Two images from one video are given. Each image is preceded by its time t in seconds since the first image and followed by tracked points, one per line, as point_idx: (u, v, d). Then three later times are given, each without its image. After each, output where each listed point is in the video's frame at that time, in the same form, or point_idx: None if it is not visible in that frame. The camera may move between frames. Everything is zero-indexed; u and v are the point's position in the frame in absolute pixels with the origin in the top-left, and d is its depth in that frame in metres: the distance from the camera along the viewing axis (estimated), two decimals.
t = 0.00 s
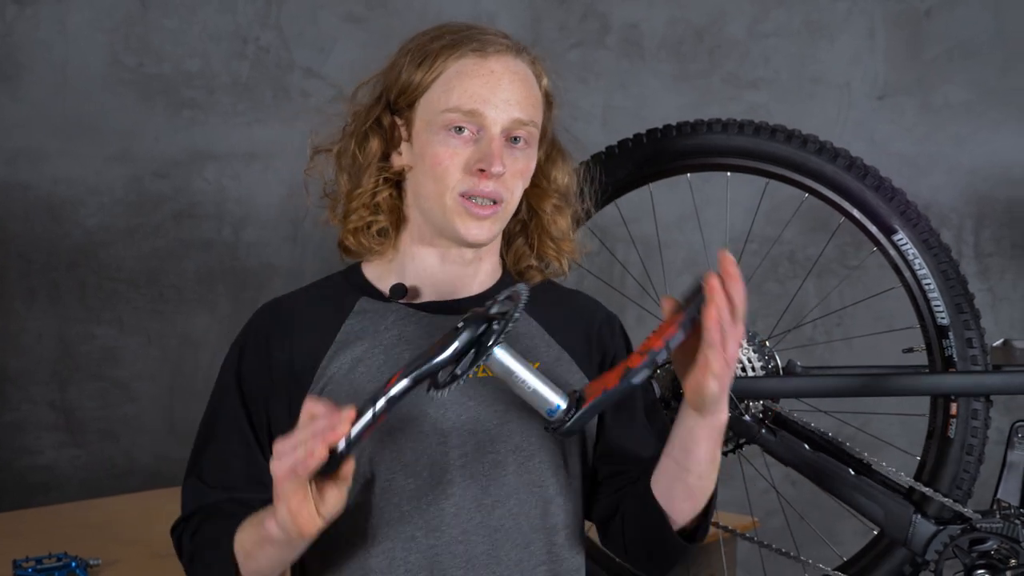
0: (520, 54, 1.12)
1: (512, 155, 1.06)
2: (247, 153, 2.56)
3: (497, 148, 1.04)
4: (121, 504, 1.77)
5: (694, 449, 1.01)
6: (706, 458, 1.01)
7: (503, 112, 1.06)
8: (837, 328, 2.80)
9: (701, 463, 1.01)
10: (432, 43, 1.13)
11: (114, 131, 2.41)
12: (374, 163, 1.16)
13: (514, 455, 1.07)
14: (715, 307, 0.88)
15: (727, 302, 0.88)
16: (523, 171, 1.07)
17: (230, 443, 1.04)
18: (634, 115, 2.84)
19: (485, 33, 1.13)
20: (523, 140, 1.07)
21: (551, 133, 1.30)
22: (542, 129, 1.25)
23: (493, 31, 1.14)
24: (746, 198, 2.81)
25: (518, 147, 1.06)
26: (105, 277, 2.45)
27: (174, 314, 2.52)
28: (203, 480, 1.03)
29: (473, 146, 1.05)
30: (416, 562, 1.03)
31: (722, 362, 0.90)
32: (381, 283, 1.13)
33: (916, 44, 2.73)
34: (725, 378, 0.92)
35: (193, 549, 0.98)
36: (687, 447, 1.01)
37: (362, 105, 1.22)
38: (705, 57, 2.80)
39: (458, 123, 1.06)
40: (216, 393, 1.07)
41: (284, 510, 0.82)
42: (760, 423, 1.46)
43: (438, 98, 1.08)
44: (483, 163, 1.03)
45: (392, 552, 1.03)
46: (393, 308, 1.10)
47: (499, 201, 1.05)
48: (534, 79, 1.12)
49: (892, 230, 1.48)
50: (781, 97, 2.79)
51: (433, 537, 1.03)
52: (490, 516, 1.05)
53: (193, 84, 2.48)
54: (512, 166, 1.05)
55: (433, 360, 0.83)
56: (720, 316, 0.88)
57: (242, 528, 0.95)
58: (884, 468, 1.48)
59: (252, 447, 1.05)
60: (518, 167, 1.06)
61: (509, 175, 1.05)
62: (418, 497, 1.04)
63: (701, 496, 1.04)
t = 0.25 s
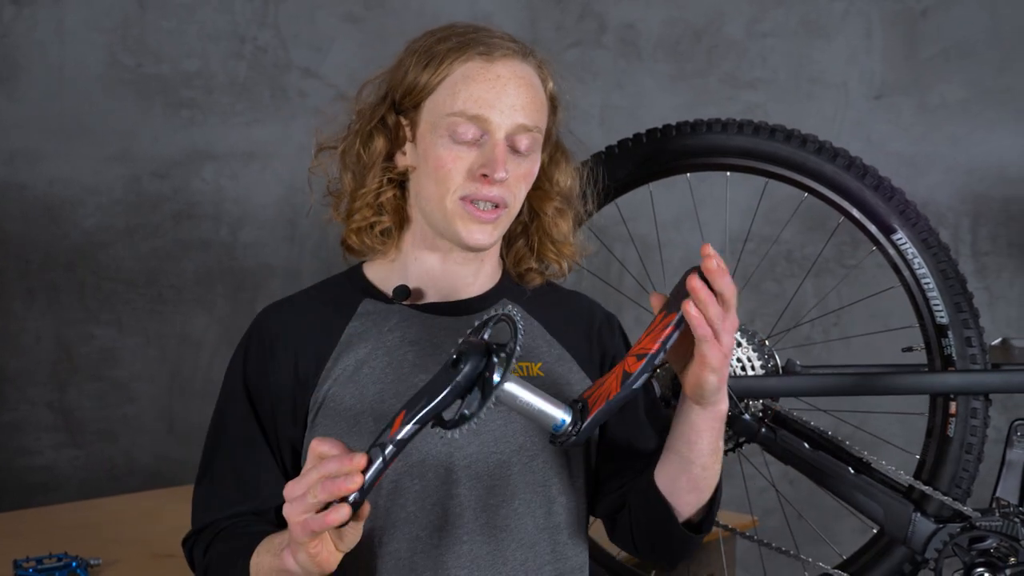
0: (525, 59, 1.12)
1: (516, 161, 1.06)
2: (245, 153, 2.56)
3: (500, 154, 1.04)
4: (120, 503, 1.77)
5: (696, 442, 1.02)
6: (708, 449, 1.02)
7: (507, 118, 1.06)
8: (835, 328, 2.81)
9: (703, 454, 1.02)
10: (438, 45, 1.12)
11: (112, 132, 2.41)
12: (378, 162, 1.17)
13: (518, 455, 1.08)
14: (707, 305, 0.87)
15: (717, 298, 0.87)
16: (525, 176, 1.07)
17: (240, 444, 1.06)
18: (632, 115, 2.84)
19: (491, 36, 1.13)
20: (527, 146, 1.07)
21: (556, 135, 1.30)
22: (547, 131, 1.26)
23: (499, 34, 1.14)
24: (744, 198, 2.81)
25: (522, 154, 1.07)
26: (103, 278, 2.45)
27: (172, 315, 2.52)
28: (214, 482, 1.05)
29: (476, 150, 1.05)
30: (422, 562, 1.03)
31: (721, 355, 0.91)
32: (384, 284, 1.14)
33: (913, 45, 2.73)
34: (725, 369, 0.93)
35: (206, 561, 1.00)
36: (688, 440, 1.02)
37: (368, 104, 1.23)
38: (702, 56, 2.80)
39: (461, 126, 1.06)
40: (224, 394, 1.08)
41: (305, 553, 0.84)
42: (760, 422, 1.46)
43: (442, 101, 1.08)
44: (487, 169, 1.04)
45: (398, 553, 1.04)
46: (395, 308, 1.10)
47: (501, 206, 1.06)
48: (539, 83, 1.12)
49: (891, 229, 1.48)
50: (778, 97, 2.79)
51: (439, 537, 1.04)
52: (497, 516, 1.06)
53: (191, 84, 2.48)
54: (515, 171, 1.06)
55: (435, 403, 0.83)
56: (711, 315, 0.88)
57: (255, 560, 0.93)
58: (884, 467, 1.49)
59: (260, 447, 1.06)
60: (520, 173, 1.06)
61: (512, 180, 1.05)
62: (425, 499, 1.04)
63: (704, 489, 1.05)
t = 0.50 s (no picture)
0: (529, 60, 1.12)
1: (518, 161, 1.06)
2: (243, 153, 2.55)
3: (503, 153, 1.04)
4: (120, 503, 1.77)
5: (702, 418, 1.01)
6: (715, 424, 1.01)
7: (510, 118, 1.06)
8: (833, 328, 2.82)
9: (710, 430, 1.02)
10: (444, 45, 1.12)
11: (110, 132, 2.41)
12: (383, 160, 1.18)
13: (517, 452, 1.09)
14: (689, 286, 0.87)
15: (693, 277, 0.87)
16: (528, 177, 1.07)
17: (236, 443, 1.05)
18: (629, 115, 2.82)
19: (497, 37, 1.13)
20: (530, 146, 1.07)
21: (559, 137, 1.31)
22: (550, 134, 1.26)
23: (504, 36, 1.14)
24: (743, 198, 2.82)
25: (524, 154, 1.07)
26: (102, 278, 2.44)
27: (171, 315, 2.52)
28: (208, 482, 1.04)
29: (479, 150, 1.05)
30: (421, 557, 1.06)
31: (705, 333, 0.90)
32: (387, 279, 1.14)
33: (910, 45, 2.74)
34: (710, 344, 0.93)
35: (201, 558, 1.00)
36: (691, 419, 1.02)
37: (374, 102, 1.24)
38: (700, 57, 2.80)
39: (464, 126, 1.06)
40: (220, 389, 1.07)
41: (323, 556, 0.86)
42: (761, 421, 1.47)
43: (446, 101, 1.08)
44: (489, 168, 1.04)
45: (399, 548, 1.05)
46: (398, 305, 1.11)
47: (503, 206, 1.06)
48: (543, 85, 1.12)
49: (891, 229, 1.49)
50: (776, 97, 2.79)
51: (440, 532, 1.06)
52: (495, 512, 1.07)
53: (190, 84, 2.48)
54: (517, 171, 1.06)
55: (424, 453, 0.77)
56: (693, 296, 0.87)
57: (266, 542, 0.95)
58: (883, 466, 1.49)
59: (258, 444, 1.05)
60: (523, 174, 1.07)
61: (514, 180, 1.06)
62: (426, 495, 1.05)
63: (716, 462, 1.05)
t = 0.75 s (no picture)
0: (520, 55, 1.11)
1: (512, 153, 1.04)
2: (242, 153, 2.55)
3: (494, 147, 1.03)
4: (118, 503, 1.77)
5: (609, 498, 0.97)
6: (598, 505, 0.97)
7: (500, 110, 1.05)
8: (832, 328, 2.81)
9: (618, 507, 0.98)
10: (432, 46, 1.14)
11: (109, 132, 2.41)
12: (378, 165, 1.21)
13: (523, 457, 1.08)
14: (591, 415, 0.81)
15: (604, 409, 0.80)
16: (525, 170, 1.05)
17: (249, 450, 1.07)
18: (630, 114, 2.85)
19: (489, 35, 1.13)
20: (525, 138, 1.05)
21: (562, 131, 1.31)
22: (549, 128, 1.26)
23: (495, 34, 1.15)
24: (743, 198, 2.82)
25: (519, 146, 1.04)
26: (100, 278, 2.44)
27: (170, 315, 2.52)
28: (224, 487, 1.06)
29: (471, 145, 1.04)
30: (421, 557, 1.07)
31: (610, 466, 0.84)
32: (388, 283, 1.13)
33: (910, 45, 2.74)
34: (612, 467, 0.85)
35: (228, 565, 1.02)
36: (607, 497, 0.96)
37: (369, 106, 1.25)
38: (699, 57, 2.81)
39: (456, 122, 1.06)
40: (230, 398, 1.08)
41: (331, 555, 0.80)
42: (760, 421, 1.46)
43: (437, 100, 1.09)
44: (480, 163, 1.03)
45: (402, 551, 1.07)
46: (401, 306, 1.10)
47: (499, 200, 1.04)
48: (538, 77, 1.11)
49: (891, 229, 1.49)
50: (775, 97, 2.80)
51: (439, 535, 1.07)
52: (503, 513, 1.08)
53: (189, 84, 2.48)
54: (512, 164, 1.04)
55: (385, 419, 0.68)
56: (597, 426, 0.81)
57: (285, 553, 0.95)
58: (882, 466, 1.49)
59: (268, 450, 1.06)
60: (519, 166, 1.04)
61: (509, 173, 1.03)
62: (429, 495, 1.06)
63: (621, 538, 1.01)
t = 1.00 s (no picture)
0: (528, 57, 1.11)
1: (518, 158, 1.04)
2: (241, 153, 2.55)
3: (500, 151, 1.03)
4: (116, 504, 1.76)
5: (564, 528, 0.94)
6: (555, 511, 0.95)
7: (507, 114, 1.05)
8: (831, 328, 2.82)
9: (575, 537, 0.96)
10: (441, 45, 1.13)
11: (108, 132, 2.40)
12: (384, 162, 1.20)
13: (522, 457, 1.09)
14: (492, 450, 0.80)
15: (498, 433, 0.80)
16: (530, 174, 1.06)
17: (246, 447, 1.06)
18: (627, 114, 2.81)
19: (497, 36, 1.13)
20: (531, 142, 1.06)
21: (569, 133, 1.31)
22: (557, 130, 1.26)
23: (503, 34, 1.14)
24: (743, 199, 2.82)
25: (525, 150, 1.05)
26: (100, 278, 2.44)
27: (169, 315, 2.51)
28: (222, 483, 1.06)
29: (476, 147, 1.05)
30: (422, 556, 1.07)
31: (527, 481, 0.83)
32: (391, 281, 1.14)
33: (909, 45, 2.75)
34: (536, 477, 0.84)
35: (229, 563, 1.02)
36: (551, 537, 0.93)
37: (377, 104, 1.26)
38: (698, 57, 2.80)
39: (462, 124, 1.05)
40: (231, 392, 1.08)
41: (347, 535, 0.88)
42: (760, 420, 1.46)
43: (444, 100, 1.08)
44: (486, 166, 1.03)
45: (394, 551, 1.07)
46: (401, 306, 1.10)
47: (503, 203, 1.05)
48: (545, 81, 1.11)
49: (893, 229, 1.49)
50: (774, 97, 2.79)
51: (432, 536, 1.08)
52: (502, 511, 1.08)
53: (188, 84, 2.47)
54: (518, 168, 1.04)
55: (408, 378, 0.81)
56: (494, 453, 0.80)
57: (292, 540, 0.96)
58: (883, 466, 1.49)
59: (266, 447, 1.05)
60: (524, 170, 1.05)
61: (514, 177, 1.04)
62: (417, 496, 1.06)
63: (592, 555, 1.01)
